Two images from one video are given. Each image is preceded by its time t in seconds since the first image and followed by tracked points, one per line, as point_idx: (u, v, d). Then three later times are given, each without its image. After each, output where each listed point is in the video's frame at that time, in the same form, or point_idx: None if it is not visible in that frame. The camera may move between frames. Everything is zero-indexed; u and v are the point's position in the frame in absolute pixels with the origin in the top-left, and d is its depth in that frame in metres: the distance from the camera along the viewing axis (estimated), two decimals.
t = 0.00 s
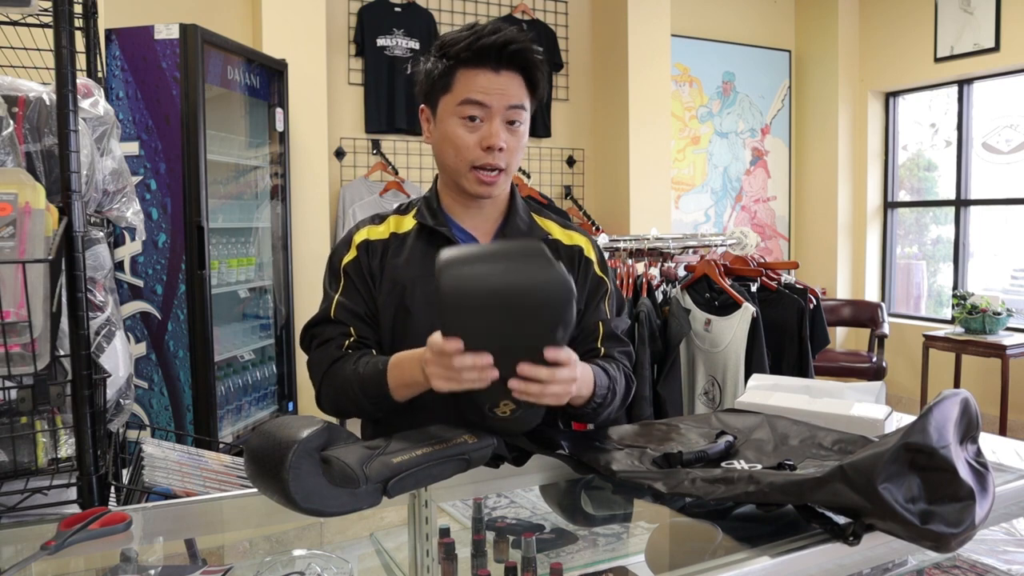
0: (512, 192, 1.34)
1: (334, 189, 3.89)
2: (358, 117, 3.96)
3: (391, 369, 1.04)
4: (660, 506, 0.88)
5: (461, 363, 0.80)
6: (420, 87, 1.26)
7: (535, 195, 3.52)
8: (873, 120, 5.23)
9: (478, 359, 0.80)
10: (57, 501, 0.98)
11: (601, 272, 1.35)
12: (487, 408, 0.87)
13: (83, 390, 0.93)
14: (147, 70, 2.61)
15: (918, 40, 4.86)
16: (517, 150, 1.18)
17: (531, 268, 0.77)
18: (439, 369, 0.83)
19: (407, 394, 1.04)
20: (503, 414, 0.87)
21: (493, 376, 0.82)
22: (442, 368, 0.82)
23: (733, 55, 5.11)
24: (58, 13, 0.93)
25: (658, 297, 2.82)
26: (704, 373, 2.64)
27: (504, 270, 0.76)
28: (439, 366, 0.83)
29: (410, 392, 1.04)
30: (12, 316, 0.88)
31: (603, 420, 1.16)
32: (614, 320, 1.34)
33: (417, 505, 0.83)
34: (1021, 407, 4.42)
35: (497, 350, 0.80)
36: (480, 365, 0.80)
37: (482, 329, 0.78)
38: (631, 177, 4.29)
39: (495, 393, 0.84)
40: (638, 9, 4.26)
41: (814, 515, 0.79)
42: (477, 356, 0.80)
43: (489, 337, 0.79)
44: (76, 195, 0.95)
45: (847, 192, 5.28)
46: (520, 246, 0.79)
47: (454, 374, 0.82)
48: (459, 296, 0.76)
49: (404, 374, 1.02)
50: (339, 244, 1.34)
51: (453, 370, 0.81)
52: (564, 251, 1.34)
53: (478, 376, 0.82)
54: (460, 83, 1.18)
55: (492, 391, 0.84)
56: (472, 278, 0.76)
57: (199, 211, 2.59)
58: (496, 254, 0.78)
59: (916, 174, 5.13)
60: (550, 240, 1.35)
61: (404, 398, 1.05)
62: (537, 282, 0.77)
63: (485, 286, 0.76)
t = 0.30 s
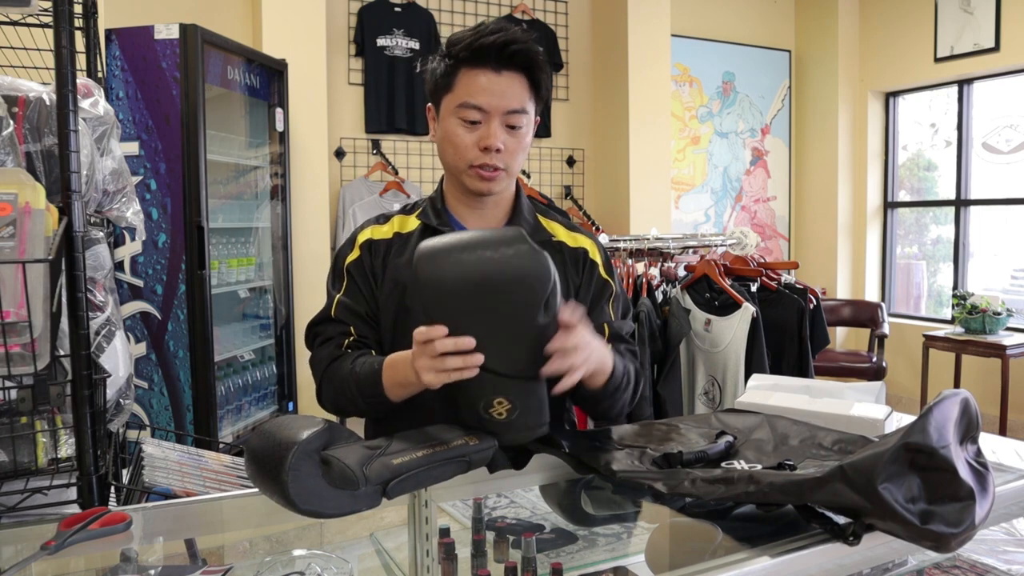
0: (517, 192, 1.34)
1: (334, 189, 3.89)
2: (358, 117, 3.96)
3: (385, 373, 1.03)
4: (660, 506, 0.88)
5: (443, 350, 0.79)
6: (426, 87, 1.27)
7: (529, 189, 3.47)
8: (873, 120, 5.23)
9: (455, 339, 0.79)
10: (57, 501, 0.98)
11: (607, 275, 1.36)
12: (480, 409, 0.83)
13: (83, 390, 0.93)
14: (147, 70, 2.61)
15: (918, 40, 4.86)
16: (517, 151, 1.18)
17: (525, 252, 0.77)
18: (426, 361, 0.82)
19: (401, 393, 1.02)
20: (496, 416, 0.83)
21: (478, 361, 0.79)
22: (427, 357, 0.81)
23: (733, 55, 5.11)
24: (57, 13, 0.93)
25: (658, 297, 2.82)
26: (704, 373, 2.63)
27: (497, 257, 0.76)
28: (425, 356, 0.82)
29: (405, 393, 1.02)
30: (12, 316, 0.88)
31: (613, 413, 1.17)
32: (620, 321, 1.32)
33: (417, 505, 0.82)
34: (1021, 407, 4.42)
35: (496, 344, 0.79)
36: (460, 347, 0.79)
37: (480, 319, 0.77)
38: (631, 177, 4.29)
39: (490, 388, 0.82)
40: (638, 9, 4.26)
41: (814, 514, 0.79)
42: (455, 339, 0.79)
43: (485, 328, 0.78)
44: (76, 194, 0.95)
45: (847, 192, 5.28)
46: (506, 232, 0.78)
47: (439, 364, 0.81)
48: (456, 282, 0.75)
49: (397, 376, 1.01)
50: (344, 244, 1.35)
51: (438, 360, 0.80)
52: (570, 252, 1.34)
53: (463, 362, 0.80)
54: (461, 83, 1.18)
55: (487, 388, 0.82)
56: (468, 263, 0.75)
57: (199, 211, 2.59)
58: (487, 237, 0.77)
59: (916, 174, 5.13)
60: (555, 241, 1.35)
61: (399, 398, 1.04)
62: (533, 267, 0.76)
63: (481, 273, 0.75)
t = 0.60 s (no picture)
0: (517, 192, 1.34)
1: (334, 189, 3.89)
2: (358, 117, 3.96)
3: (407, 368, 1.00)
4: (660, 506, 0.88)
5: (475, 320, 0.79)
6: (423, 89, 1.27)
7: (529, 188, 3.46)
8: (873, 120, 5.23)
9: (488, 309, 0.79)
10: (57, 501, 0.98)
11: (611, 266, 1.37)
12: (511, 400, 0.80)
13: (83, 390, 0.93)
14: (147, 70, 2.61)
15: (918, 40, 4.86)
16: (516, 146, 1.18)
17: (563, 230, 0.80)
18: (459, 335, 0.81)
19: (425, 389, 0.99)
20: (527, 409, 0.79)
21: (510, 332, 0.79)
22: (459, 330, 0.81)
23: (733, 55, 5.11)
24: (57, 13, 0.93)
25: (658, 297, 2.82)
26: (704, 373, 2.64)
27: (537, 233, 0.79)
28: (458, 331, 0.82)
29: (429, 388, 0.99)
30: (12, 316, 0.88)
31: (634, 369, 1.25)
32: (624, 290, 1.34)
33: (417, 505, 0.81)
34: (1021, 407, 4.42)
35: (528, 318, 0.79)
36: (492, 317, 0.79)
37: (513, 292, 0.78)
38: (631, 177, 4.29)
39: (521, 371, 0.79)
40: (638, 9, 4.26)
41: (814, 515, 0.79)
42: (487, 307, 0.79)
43: (519, 302, 0.79)
44: (76, 194, 0.95)
45: (847, 192, 5.28)
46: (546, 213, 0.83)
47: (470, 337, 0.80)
48: (494, 253, 0.78)
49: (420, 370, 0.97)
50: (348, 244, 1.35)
51: (470, 333, 0.80)
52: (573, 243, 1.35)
53: (496, 336, 0.79)
54: (458, 81, 1.18)
55: (516, 370, 0.79)
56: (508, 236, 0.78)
57: (199, 211, 2.59)
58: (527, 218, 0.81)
59: (916, 174, 5.13)
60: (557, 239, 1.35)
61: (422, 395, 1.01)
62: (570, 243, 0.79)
63: (520, 245, 0.78)
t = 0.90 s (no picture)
0: (517, 191, 1.34)
1: (334, 189, 3.89)
2: (358, 117, 3.96)
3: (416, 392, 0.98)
4: (660, 506, 0.88)
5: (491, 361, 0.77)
6: (422, 88, 1.27)
7: (529, 188, 3.46)
8: (873, 120, 5.23)
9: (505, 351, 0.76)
10: (57, 501, 0.98)
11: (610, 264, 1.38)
12: (522, 441, 0.77)
13: (83, 389, 0.93)
14: (147, 70, 2.61)
15: (918, 40, 4.86)
16: (517, 147, 1.18)
17: (585, 277, 0.79)
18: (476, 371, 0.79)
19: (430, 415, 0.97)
20: (538, 451, 0.76)
21: (526, 374, 0.76)
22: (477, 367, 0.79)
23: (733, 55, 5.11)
24: (57, 13, 0.93)
25: (658, 297, 2.82)
26: (704, 373, 2.64)
27: (560, 276, 0.78)
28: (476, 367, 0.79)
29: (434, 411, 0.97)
30: (12, 316, 0.88)
31: (631, 382, 1.23)
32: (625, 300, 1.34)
33: (417, 505, 0.83)
34: (1021, 407, 4.42)
35: (543, 360, 0.76)
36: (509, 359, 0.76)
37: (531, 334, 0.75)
38: (631, 177, 4.29)
39: (533, 414, 0.76)
40: (638, 9, 4.26)
41: (815, 515, 0.79)
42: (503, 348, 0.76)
43: (537, 344, 0.76)
44: (76, 194, 0.95)
45: (847, 193, 5.28)
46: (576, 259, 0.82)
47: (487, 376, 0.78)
48: (515, 296, 0.76)
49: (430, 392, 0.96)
50: (348, 247, 1.34)
51: (487, 373, 0.77)
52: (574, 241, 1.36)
53: (511, 377, 0.76)
54: (457, 81, 1.18)
55: (529, 411, 0.77)
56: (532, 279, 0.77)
57: (199, 211, 2.59)
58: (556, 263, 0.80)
59: (916, 174, 5.13)
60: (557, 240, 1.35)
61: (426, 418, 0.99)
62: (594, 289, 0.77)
63: (542, 288, 0.76)
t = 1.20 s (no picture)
0: (516, 191, 1.34)
1: (334, 189, 3.89)
2: (358, 117, 3.96)
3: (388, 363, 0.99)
4: (660, 506, 0.88)
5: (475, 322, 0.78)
6: (421, 88, 1.27)
7: (529, 188, 3.46)
8: (873, 120, 5.23)
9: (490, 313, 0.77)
10: (57, 501, 0.98)
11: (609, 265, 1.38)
12: (522, 441, 0.77)
13: (83, 389, 0.93)
14: (147, 70, 2.61)
15: (918, 40, 4.86)
16: (517, 147, 1.18)
17: (590, 278, 0.79)
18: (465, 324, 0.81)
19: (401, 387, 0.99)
20: (540, 451, 0.76)
21: (529, 372, 0.75)
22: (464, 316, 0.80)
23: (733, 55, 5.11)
24: (57, 13, 0.93)
25: (658, 297, 2.82)
26: (704, 373, 2.64)
27: (566, 278, 0.78)
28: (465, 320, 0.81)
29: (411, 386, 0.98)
30: (12, 316, 0.88)
31: (633, 383, 1.22)
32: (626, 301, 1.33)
33: (417, 505, 0.82)
34: (1021, 407, 4.42)
35: (546, 360, 0.75)
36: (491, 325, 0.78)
37: (537, 334, 0.75)
38: (631, 178, 4.29)
39: (534, 412, 0.76)
40: (638, 9, 4.26)
41: (815, 515, 0.79)
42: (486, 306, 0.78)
43: (541, 344, 0.75)
44: (76, 194, 0.95)
45: (847, 193, 5.28)
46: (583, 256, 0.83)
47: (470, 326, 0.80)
48: (522, 296, 0.76)
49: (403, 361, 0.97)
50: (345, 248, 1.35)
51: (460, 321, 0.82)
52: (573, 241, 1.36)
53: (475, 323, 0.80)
54: (458, 81, 1.18)
55: (530, 411, 0.76)
56: (537, 279, 0.78)
57: (199, 211, 2.59)
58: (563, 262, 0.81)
59: (916, 174, 5.13)
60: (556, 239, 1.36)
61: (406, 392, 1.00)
62: (601, 291, 0.78)
63: (549, 289, 0.77)
